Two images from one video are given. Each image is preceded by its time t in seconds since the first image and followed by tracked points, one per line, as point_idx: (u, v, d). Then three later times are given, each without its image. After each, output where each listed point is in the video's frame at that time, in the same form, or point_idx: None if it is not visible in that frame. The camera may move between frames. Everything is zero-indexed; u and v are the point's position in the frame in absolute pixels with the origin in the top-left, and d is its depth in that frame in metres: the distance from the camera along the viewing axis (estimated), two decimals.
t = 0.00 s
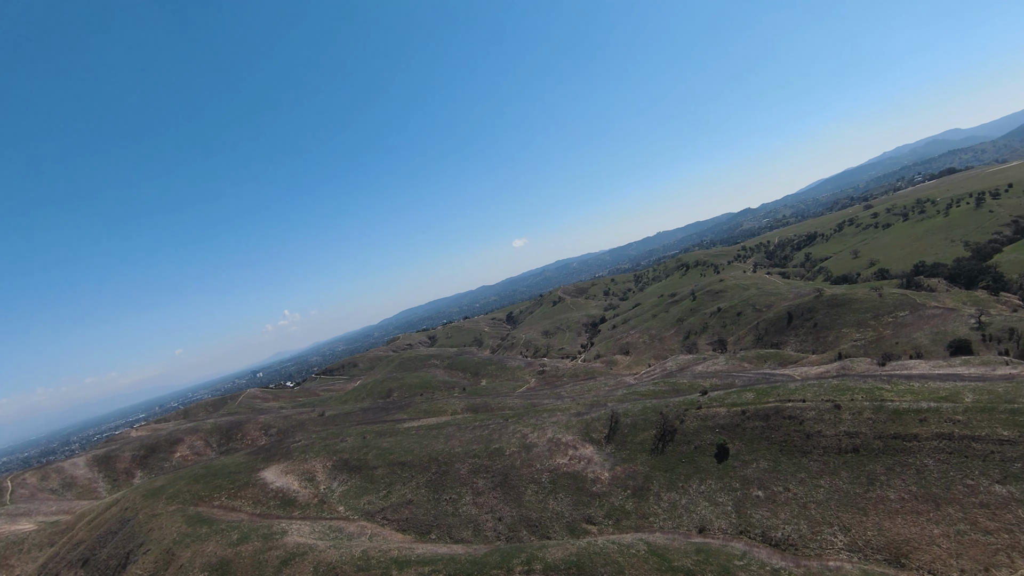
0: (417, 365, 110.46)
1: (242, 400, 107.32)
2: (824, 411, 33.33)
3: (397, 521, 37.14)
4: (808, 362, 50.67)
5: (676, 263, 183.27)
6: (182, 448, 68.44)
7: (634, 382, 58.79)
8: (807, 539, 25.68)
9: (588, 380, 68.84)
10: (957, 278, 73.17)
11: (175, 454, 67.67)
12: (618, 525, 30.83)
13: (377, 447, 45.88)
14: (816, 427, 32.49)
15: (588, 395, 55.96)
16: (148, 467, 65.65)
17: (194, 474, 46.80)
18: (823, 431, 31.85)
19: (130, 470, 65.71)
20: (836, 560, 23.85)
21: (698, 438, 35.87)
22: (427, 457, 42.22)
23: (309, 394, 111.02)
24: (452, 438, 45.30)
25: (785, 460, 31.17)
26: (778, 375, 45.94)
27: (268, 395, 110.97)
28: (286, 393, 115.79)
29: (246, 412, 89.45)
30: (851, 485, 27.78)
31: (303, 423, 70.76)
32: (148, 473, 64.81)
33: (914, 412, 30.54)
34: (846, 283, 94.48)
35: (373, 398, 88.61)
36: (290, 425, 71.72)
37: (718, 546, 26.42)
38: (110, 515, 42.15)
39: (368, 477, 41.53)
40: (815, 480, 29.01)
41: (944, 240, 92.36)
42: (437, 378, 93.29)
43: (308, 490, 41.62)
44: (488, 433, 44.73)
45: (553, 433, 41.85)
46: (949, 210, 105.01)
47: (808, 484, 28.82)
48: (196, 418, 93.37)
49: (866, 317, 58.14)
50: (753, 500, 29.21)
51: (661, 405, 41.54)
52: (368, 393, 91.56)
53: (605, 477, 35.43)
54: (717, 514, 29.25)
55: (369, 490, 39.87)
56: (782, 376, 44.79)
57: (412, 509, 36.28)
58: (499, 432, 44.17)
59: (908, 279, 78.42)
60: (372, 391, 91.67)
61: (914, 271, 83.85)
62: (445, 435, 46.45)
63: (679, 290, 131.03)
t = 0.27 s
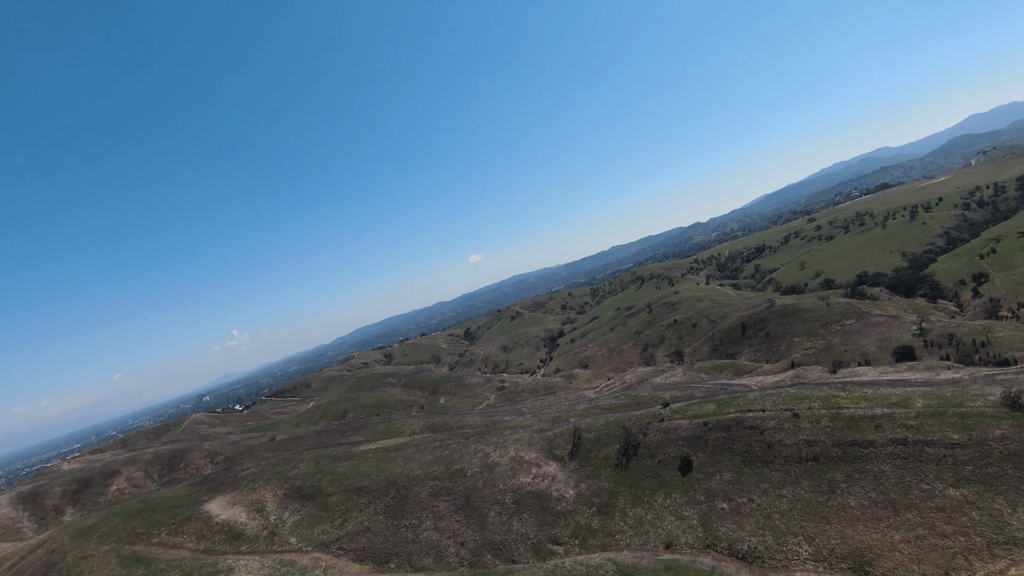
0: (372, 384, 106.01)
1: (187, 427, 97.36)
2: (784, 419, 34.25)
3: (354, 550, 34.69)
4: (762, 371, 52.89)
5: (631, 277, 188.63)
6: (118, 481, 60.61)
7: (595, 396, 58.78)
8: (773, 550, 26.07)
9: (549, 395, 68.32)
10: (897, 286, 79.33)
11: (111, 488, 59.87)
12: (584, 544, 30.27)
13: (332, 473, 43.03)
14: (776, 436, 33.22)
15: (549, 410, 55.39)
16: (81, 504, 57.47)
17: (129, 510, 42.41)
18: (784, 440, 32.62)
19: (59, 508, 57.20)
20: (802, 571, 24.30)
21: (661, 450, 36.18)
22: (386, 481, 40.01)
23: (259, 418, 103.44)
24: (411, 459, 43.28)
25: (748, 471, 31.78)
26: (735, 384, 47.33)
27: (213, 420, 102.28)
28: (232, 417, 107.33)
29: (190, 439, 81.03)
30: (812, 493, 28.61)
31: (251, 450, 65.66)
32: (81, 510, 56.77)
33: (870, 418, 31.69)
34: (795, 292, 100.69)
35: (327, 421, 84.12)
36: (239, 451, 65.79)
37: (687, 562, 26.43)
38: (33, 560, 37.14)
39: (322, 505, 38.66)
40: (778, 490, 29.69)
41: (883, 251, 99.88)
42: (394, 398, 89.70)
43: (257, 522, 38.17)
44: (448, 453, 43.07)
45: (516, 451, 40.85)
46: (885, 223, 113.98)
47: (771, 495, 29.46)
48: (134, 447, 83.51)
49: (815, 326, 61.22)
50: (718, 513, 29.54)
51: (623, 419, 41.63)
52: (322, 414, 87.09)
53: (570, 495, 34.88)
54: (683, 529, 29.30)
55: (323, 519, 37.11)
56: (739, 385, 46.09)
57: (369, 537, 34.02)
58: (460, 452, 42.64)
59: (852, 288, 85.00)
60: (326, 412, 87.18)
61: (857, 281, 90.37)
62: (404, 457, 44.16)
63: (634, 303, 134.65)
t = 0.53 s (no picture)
0: (327, 406, 100.66)
1: (127, 458, 87.74)
2: (746, 430, 35.06)
3: None
4: (721, 382, 54.44)
5: (589, 291, 192.31)
6: (48, 519, 52.74)
7: (558, 411, 58.30)
8: (742, 563, 26.13)
9: (510, 412, 67.22)
10: (844, 296, 85.20)
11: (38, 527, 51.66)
12: (550, 566, 29.39)
13: (284, 502, 40.09)
14: (740, 447, 33.95)
15: (512, 428, 54.38)
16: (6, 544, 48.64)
17: (59, 552, 38.41)
18: (747, 451, 33.30)
19: None
20: None
21: (627, 466, 36.19)
22: (343, 508, 37.53)
23: (206, 445, 95.64)
24: (369, 484, 40.95)
25: (714, 483, 32.13)
26: (696, 396, 48.39)
27: (154, 448, 93.43)
28: (173, 445, 98.28)
29: (128, 471, 72.74)
30: (777, 504, 29.09)
31: (197, 480, 60.31)
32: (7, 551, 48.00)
33: (829, 426, 32.89)
34: (749, 303, 106.10)
35: (279, 446, 79.24)
36: (185, 482, 59.79)
37: None
38: None
39: (274, 538, 35.88)
40: (743, 502, 30.07)
41: (829, 262, 106.92)
42: (351, 420, 85.36)
43: (201, 559, 34.82)
44: (409, 477, 41.04)
45: (479, 471, 39.54)
46: (830, 235, 122.53)
47: (737, 507, 29.80)
48: (64, 482, 74.26)
49: (768, 336, 64.05)
50: (686, 528, 29.55)
51: (588, 435, 41.45)
52: (274, 439, 82.11)
53: (536, 515, 33.98)
54: (651, 546, 29.09)
55: (274, 553, 34.33)
56: (701, 397, 47.10)
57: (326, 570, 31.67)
58: (421, 475, 40.72)
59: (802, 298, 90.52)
60: (279, 437, 82.62)
61: (807, 292, 96.27)
62: (361, 483, 41.63)
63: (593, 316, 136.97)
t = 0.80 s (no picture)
0: (276, 433, 93.61)
1: (52, 495, 76.73)
2: (707, 444, 35.51)
3: None
4: (677, 396, 55.79)
5: (545, 307, 194.10)
6: None
7: (517, 430, 57.21)
8: None
9: (468, 432, 65.23)
10: (792, 308, 90.50)
11: None
12: None
13: (227, 540, 37.78)
14: (702, 460, 34.32)
15: (470, 449, 52.78)
16: None
17: None
18: (709, 464, 33.75)
19: None
20: None
21: (590, 484, 35.86)
22: (292, 544, 35.29)
23: (144, 478, 86.90)
24: (322, 516, 38.69)
25: (678, 499, 32.28)
26: (655, 410, 49.11)
27: (84, 485, 82.78)
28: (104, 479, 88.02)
29: (52, 512, 63.30)
30: (741, 517, 29.47)
31: (134, 515, 53.84)
32: None
33: (788, 436, 33.76)
34: (702, 317, 110.59)
35: (224, 477, 72.94)
36: (120, 520, 52.39)
37: None
38: None
39: None
40: (707, 516, 30.31)
41: (776, 276, 113.57)
42: (302, 445, 80.19)
43: None
44: (364, 505, 38.89)
45: (438, 497, 37.96)
46: (777, 249, 130.81)
47: (702, 522, 29.98)
48: None
49: (722, 348, 66.59)
50: (652, 546, 29.43)
51: (549, 453, 40.80)
52: (219, 470, 75.86)
53: (499, 539, 32.77)
54: (617, 566, 28.71)
55: None
56: (660, 411, 47.75)
57: None
58: (378, 503, 38.65)
59: (753, 311, 95.15)
60: (224, 467, 76.15)
61: (757, 304, 101.67)
62: (312, 515, 39.35)
63: (550, 333, 138.12)
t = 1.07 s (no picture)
0: (223, 460, 85.96)
1: None
2: (671, 461, 35.83)
3: None
4: (637, 411, 56.63)
5: (503, 324, 193.35)
6: None
7: (477, 451, 55.59)
8: None
9: (426, 454, 62.45)
10: (745, 322, 95.55)
11: None
12: None
13: None
14: (667, 477, 34.56)
15: (429, 471, 50.69)
16: None
17: None
18: (674, 481, 34.01)
19: None
20: None
21: (553, 505, 35.17)
22: None
23: (76, 513, 78.38)
24: (270, 549, 36.68)
25: (643, 518, 32.18)
26: (616, 426, 49.47)
27: (4, 521, 72.19)
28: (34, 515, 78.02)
29: None
30: (706, 535, 29.56)
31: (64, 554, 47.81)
32: None
33: (750, 451, 34.53)
34: (658, 332, 113.94)
35: (162, 509, 66.74)
36: (47, 561, 46.13)
37: None
38: None
39: None
40: (673, 535, 30.31)
41: (728, 291, 119.31)
42: (249, 472, 74.80)
43: None
44: (317, 536, 37.01)
45: (396, 523, 36.29)
46: (729, 265, 137.90)
47: (668, 541, 29.92)
48: None
49: (679, 363, 68.51)
50: (618, 567, 28.98)
51: (512, 474, 40.01)
52: (158, 500, 69.20)
53: (460, 566, 31.35)
54: None
55: None
56: (621, 428, 47.97)
57: None
58: (332, 532, 36.93)
59: (710, 325, 98.47)
60: (164, 498, 69.25)
61: (711, 318, 106.34)
62: (259, 548, 37.15)
63: (509, 350, 137.08)
